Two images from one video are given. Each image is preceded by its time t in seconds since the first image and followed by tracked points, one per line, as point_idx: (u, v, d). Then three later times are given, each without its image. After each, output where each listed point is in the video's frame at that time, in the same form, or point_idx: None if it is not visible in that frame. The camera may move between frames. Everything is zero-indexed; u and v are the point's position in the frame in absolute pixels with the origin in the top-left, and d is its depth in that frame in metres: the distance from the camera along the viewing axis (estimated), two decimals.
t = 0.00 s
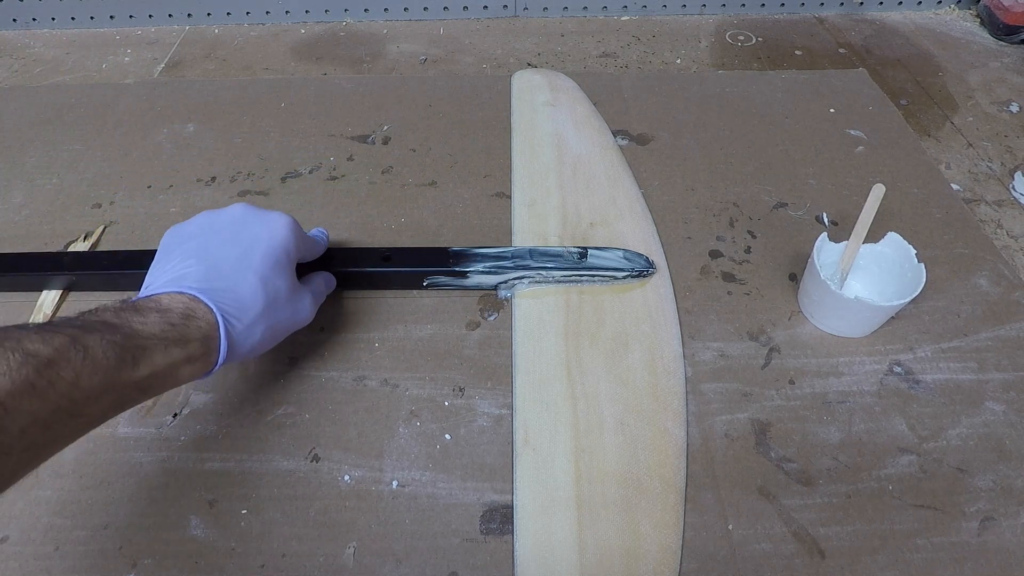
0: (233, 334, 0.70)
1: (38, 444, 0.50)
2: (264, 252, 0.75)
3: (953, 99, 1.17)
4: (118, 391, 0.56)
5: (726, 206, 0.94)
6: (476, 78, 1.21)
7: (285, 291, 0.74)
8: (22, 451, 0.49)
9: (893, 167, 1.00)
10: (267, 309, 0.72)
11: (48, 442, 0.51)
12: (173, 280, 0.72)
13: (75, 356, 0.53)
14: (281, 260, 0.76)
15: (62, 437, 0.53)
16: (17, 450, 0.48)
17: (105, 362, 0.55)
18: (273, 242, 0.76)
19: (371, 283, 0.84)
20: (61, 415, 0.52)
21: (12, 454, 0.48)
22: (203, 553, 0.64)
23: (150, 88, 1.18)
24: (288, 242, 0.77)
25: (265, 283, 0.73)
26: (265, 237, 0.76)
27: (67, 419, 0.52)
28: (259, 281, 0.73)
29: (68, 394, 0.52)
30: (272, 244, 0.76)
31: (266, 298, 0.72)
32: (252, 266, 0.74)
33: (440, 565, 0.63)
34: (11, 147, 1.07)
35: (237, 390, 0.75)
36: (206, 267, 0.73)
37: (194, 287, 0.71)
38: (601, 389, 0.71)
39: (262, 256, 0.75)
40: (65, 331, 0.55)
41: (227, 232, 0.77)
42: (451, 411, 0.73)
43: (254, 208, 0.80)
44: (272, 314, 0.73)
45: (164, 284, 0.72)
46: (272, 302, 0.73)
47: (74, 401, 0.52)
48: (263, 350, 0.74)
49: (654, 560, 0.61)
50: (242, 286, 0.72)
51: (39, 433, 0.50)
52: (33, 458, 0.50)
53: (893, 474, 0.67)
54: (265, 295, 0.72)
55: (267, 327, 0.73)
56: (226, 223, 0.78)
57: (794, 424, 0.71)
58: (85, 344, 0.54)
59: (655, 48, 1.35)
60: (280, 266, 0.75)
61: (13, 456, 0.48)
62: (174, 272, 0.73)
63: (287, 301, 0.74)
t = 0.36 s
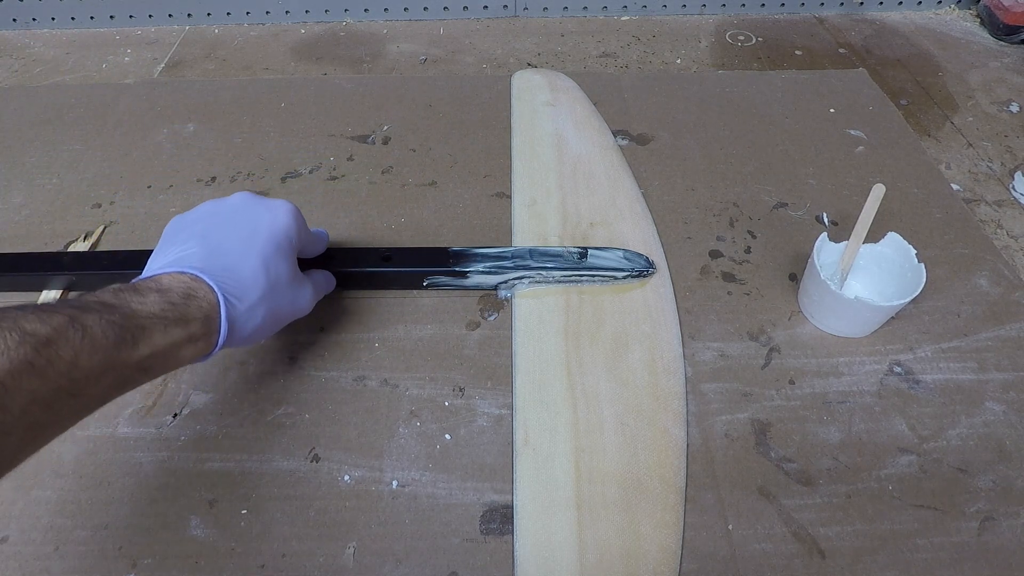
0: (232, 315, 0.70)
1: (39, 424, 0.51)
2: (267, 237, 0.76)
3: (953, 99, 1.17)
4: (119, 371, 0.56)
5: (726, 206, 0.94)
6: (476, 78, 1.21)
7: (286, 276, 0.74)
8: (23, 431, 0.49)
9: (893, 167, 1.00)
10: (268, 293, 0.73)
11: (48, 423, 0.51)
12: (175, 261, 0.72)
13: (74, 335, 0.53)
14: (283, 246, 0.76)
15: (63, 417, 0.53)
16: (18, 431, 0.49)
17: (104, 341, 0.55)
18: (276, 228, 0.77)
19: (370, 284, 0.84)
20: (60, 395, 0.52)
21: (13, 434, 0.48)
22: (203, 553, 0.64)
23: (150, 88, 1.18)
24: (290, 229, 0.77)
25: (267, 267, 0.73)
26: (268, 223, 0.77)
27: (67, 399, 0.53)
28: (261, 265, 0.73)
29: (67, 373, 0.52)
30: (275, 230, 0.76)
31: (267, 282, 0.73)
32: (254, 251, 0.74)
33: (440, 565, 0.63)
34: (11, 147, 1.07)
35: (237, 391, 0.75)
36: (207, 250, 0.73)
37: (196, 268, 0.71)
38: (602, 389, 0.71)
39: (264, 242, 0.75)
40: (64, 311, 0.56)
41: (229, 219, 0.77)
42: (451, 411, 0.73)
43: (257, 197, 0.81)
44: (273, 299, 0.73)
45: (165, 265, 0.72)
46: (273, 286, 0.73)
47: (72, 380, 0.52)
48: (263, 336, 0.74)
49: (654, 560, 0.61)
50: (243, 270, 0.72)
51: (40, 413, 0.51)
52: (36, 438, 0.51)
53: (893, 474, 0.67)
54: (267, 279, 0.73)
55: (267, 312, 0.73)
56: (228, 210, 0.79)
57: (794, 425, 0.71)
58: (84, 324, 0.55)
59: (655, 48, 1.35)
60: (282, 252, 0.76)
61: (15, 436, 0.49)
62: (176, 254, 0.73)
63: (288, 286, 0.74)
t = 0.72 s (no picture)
0: (223, 298, 0.71)
1: (21, 397, 0.49)
2: (268, 226, 0.77)
3: (952, 99, 1.17)
4: (103, 343, 0.56)
5: (726, 206, 0.94)
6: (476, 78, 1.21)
7: (281, 266, 0.75)
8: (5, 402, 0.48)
9: (893, 167, 1.00)
10: (260, 280, 0.74)
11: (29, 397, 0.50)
12: (174, 238, 0.74)
13: (55, 307, 0.53)
14: (283, 237, 0.77)
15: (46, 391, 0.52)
16: None
17: (86, 314, 0.55)
18: (279, 219, 0.78)
19: (370, 284, 0.84)
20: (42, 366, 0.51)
21: None
22: (203, 553, 0.64)
23: (150, 88, 1.18)
24: (292, 221, 0.79)
25: (262, 254, 0.75)
26: (271, 213, 0.78)
27: (50, 371, 0.51)
28: (259, 252, 0.75)
29: (48, 344, 0.51)
30: (277, 221, 0.78)
31: (261, 270, 0.74)
32: (253, 238, 0.76)
33: (440, 565, 0.63)
34: (11, 146, 1.07)
35: (237, 390, 0.75)
36: (207, 232, 0.75)
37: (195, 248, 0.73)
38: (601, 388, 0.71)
39: (264, 230, 0.77)
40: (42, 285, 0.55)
41: (235, 204, 0.79)
42: (451, 411, 0.73)
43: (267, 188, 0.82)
44: (266, 286, 0.74)
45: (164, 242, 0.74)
46: (266, 274, 0.74)
47: (55, 351, 0.52)
48: (252, 322, 0.75)
49: (654, 560, 0.61)
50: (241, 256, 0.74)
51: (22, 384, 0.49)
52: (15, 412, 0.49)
53: (893, 474, 0.67)
54: (260, 266, 0.74)
55: (257, 298, 0.74)
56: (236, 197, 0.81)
57: (794, 425, 0.71)
58: (65, 296, 0.54)
59: (655, 48, 1.35)
60: (280, 242, 0.77)
61: None
62: (176, 232, 0.75)
63: (282, 276, 0.75)
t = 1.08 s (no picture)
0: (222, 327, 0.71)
1: (48, 415, 0.53)
2: (255, 247, 0.76)
3: (952, 99, 1.17)
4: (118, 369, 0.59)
5: (726, 206, 0.94)
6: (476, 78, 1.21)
7: (274, 286, 0.75)
8: (33, 420, 0.52)
9: (893, 167, 1.00)
10: (255, 303, 0.74)
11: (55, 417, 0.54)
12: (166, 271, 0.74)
13: (79, 333, 0.57)
14: (272, 257, 0.77)
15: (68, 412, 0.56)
16: (29, 419, 0.52)
17: (106, 340, 0.59)
18: (264, 238, 0.77)
19: (370, 284, 0.84)
20: (66, 389, 0.55)
21: (25, 420, 0.51)
22: (203, 553, 0.64)
23: (150, 88, 1.18)
24: (279, 239, 0.77)
25: (254, 277, 0.75)
26: (256, 233, 0.77)
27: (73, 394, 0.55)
28: (249, 276, 0.74)
29: (73, 368, 0.55)
30: (263, 241, 0.77)
31: (254, 293, 0.74)
32: (241, 262, 0.75)
33: (440, 565, 0.63)
34: (11, 146, 1.07)
35: (237, 390, 0.75)
36: (197, 260, 0.75)
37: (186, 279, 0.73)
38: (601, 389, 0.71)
39: (253, 252, 0.76)
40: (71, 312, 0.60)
41: (220, 226, 0.78)
42: (451, 410, 0.73)
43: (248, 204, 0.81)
44: (260, 308, 0.74)
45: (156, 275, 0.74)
46: (260, 296, 0.74)
47: (78, 375, 0.56)
48: (254, 343, 0.76)
49: (654, 560, 0.62)
50: (232, 282, 0.74)
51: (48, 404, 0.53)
52: (45, 430, 0.54)
53: (893, 474, 0.67)
54: (254, 290, 0.74)
55: (256, 320, 0.74)
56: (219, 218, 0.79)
57: (794, 425, 0.71)
58: (87, 324, 0.58)
59: (655, 48, 1.35)
60: (270, 263, 0.76)
61: (26, 424, 0.51)
62: (166, 262, 0.75)
63: (276, 296, 0.75)
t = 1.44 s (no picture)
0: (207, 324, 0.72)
1: (35, 405, 0.53)
2: (240, 243, 0.75)
3: (952, 99, 1.17)
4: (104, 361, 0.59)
5: (726, 206, 0.94)
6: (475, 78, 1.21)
7: (259, 283, 0.74)
8: (20, 410, 0.52)
9: (892, 167, 1.00)
10: (241, 301, 0.73)
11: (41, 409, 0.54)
12: (152, 266, 0.74)
13: (65, 325, 0.57)
14: (258, 254, 0.75)
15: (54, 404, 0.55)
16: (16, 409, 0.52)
17: (92, 332, 0.59)
18: (249, 234, 0.75)
19: (370, 283, 0.84)
20: (53, 380, 0.55)
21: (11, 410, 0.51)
22: (203, 553, 0.64)
23: (150, 88, 1.18)
24: (264, 235, 0.76)
25: (239, 274, 0.74)
26: (242, 229, 0.75)
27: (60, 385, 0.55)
28: (234, 273, 0.73)
29: (59, 359, 0.55)
30: (248, 237, 0.75)
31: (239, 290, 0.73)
32: (226, 258, 0.74)
33: (440, 565, 0.63)
34: (11, 146, 1.07)
35: (237, 390, 0.75)
36: (183, 255, 0.74)
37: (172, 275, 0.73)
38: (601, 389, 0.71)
39: (238, 248, 0.74)
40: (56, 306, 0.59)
41: (206, 221, 0.77)
42: (451, 410, 0.73)
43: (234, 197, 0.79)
44: (246, 305, 0.74)
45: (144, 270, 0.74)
46: (245, 294, 0.73)
47: (64, 366, 0.56)
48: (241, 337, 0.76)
49: (654, 560, 0.62)
50: (217, 278, 0.73)
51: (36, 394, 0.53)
52: (31, 419, 0.53)
53: (893, 474, 0.67)
54: (239, 287, 0.73)
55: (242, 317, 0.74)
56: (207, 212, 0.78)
57: (794, 425, 0.71)
58: (72, 317, 0.58)
59: (655, 48, 1.35)
60: (255, 259, 0.75)
61: (12, 413, 0.51)
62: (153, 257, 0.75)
63: (262, 293, 0.75)
